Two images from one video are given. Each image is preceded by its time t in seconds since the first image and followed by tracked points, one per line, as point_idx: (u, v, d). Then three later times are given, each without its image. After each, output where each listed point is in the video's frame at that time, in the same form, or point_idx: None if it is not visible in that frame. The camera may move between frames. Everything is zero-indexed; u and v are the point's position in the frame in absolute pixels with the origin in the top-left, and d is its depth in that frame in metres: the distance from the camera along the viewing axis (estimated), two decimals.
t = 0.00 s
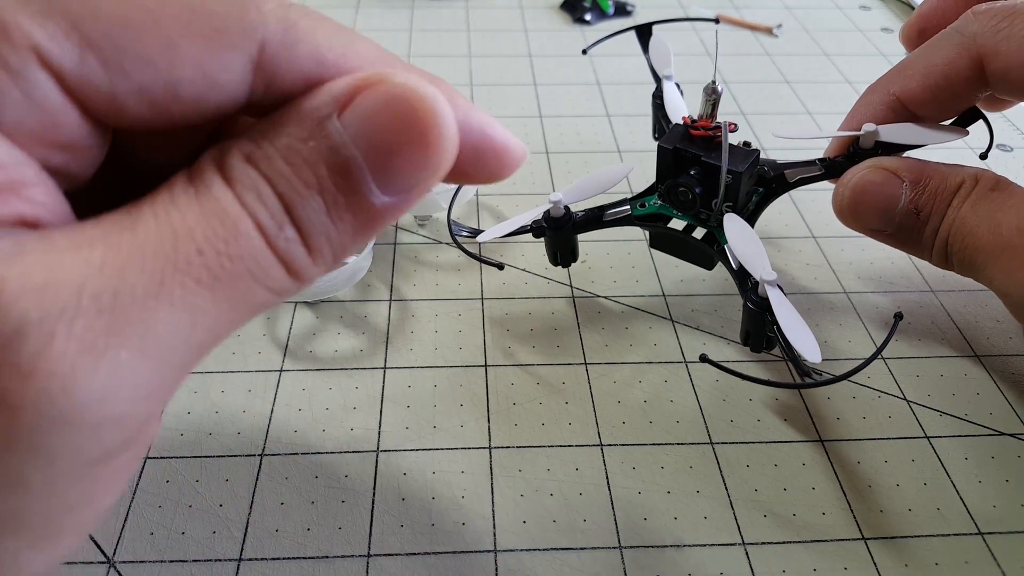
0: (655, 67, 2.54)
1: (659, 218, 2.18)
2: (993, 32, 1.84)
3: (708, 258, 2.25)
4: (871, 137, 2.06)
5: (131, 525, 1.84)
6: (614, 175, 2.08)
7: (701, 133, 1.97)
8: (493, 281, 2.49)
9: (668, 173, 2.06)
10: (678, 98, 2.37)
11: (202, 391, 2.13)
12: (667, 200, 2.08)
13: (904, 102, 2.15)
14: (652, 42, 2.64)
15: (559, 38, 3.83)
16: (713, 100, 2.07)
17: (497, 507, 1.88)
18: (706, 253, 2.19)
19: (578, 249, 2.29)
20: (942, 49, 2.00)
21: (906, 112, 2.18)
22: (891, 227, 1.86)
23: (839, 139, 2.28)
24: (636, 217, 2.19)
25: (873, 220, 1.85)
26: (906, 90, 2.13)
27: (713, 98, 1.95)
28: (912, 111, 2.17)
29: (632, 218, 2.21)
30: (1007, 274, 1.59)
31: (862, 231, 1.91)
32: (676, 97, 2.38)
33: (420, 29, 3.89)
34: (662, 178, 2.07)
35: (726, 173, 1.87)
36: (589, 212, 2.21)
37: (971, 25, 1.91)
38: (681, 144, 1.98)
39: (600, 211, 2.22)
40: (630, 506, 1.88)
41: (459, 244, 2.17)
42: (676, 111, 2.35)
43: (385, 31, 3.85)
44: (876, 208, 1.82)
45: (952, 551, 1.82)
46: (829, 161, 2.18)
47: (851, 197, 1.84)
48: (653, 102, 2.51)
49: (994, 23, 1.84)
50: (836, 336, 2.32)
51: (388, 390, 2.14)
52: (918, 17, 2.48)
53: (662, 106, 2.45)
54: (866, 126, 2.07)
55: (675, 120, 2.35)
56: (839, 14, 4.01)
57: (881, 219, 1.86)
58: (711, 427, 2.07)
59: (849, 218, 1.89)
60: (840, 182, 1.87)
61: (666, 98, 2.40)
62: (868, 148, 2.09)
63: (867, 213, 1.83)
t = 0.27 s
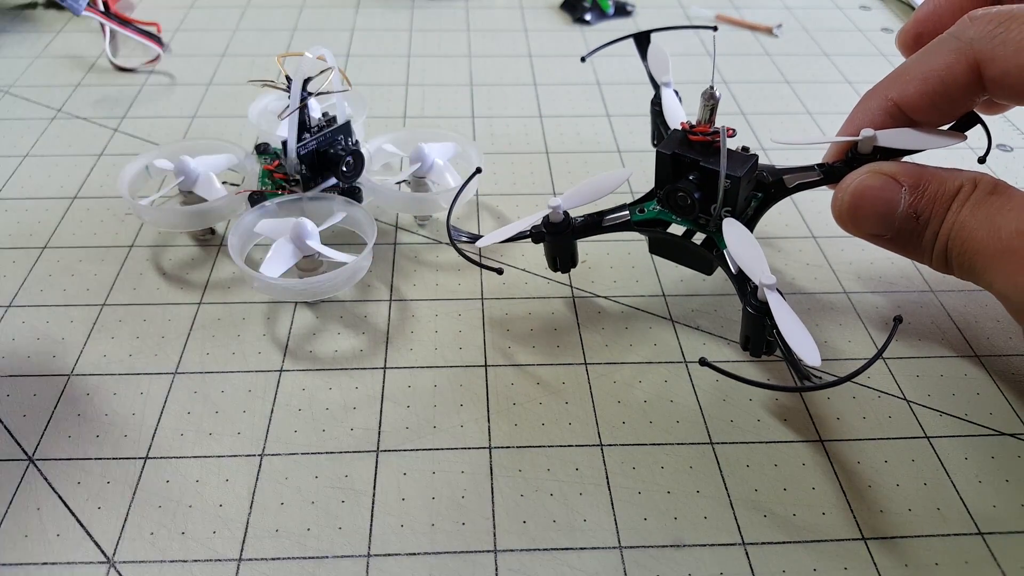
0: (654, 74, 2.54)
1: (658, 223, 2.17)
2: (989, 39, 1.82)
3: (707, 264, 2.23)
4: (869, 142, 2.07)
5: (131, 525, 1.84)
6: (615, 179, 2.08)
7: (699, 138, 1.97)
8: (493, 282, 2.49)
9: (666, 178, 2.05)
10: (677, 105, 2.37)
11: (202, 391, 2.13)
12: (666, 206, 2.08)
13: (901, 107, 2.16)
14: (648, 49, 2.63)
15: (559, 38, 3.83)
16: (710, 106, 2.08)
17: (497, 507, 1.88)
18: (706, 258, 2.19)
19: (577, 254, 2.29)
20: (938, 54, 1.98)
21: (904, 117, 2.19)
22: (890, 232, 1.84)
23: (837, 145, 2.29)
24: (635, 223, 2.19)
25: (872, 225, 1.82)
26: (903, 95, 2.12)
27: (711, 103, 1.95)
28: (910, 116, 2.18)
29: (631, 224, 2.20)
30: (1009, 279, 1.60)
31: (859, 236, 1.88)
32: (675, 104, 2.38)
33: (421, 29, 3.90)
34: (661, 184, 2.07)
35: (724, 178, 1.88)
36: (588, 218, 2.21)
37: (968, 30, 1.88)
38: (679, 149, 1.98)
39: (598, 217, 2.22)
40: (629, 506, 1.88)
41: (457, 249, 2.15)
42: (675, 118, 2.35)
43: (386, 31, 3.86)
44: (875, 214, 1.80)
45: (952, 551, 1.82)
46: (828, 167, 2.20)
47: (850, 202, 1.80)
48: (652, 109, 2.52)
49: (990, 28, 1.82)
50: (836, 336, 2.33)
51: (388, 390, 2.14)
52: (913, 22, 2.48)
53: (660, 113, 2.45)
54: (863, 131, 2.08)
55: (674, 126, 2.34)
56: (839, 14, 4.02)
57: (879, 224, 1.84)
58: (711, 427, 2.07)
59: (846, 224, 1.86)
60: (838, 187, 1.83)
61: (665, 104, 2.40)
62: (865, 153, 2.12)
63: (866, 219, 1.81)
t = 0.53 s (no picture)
0: (661, 71, 2.53)
1: (662, 218, 2.18)
2: (995, 38, 1.83)
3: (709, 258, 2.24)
4: (873, 141, 2.07)
5: (131, 525, 1.84)
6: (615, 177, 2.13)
7: (703, 135, 1.97)
8: (493, 282, 2.49)
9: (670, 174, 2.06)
10: (682, 103, 2.37)
11: (202, 391, 2.13)
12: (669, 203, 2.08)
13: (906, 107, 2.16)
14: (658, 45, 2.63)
15: (559, 37, 3.83)
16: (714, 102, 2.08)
17: (497, 507, 1.88)
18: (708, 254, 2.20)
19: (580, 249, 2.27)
20: (944, 53, 1.99)
21: (908, 117, 2.18)
22: (893, 232, 1.84)
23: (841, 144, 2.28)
24: (639, 217, 2.20)
25: (875, 224, 1.82)
26: (907, 95, 2.13)
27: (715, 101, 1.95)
28: (914, 115, 2.17)
29: (634, 219, 2.20)
30: (1009, 278, 1.60)
31: (863, 235, 1.89)
32: (681, 102, 2.38)
33: (421, 29, 3.90)
34: (665, 180, 2.07)
35: (727, 176, 1.88)
36: (592, 213, 2.21)
37: (974, 30, 1.89)
38: (683, 146, 1.98)
39: (602, 211, 2.22)
40: (629, 506, 1.89)
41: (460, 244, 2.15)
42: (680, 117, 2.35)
43: (386, 30, 3.86)
44: (879, 213, 1.80)
45: (952, 551, 1.82)
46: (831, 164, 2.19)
47: (854, 201, 1.80)
48: (658, 105, 2.51)
49: (997, 28, 1.83)
50: (836, 336, 2.32)
51: (388, 390, 2.14)
52: (920, 22, 2.48)
53: (666, 109, 2.45)
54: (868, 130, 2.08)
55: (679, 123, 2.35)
56: (839, 14, 4.02)
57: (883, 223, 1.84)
58: (711, 427, 2.07)
59: (850, 223, 1.86)
60: (842, 186, 1.84)
61: (672, 103, 2.40)
62: (870, 153, 2.11)
63: (870, 218, 1.81)
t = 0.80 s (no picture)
0: (658, 70, 2.53)
1: (651, 219, 2.20)
2: (985, 39, 1.82)
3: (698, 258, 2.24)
4: (863, 142, 2.06)
5: (131, 525, 1.83)
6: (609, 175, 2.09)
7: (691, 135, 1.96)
8: (493, 282, 2.48)
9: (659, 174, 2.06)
10: (678, 104, 2.38)
11: (202, 391, 2.13)
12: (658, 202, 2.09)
13: (896, 108, 2.15)
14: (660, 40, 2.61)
15: (559, 38, 3.83)
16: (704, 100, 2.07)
17: (497, 507, 1.88)
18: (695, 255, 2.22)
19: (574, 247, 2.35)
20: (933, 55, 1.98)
21: (899, 119, 2.18)
22: (882, 233, 1.84)
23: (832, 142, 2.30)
24: (628, 217, 2.23)
25: (864, 226, 1.82)
26: (898, 95, 2.12)
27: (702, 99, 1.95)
28: (904, 116, 2.16)
29: (625, 219, 2.24)
30: (992, 281, 1.60)
31: (851, 236, 1.89)
32: (677, 103, 2.39)
33: (421, 29, 3.90)
34: (654, 179, 2.07)
35: (711, 176, 1.88)
36: (583, 212, 2.26)
37: (963, 32, 1.88)
38: (672, 145, 1.98)
39: (594, 211, 2.27)
40: (629, 506, 1.88)
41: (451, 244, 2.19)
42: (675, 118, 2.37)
43: (386, 30, 3.86)
44: (866, 215, 1.80)
45: (952, 551, 1.82)
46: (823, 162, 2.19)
47: (842, 203, 1.80)
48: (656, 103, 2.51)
49: (985, 29, 1.82)
50: (836, 337, 2.32)
51: (388, 390, 2.14)
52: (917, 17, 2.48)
53: (663, 110, 2.46)
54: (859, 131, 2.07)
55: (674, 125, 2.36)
56: (839, 14, 4.02)
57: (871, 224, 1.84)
58: (711, 427, 2.07)
59: (839, 225, 1.86)
60: (830, 188, 1.84)
61: (667, 103, 2.41)
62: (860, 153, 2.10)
63: (858, 220, 1.81)
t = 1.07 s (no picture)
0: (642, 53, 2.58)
1: (635, 205, 2.20)
2: (984, 23, 1.82)
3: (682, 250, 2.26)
4: (855, 128, 2.04)
5: (131, 525, 1.83)
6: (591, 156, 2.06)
7: (679, 120, 1.96)
8: (494, 282, 2.48)
9: (645, 159, 2.06)
10: (660, 82, 2.39)
11: (201, 391, 2.13)
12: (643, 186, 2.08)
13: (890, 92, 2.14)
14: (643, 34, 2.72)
15: (559, 38, 3.83)
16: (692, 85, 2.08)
17: (497, 507, 1.88)
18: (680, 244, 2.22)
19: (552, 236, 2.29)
20: (930, 40, 1.99)
21: (889, 104, 2.18)
22: (873, 222, 1.85)
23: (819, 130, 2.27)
24: (611, 203, 2.21)
25: (855, 213, 1.83)
26: (892, 80, 2.11)
27: (691, 85, 1.94)
28: (896, 102, 2.16)
29: (608, 205, 2.22)
30: (984, 271, 1.60)
31: (842, 224, 1.89)
32: (659, 80, 2.40)
33: (421, 29, 3.89)
34: (639, 164, 2.07)
35: (702, 162, 1.89)
36: (566, 198, 2.22)
37: (963, 16, 1.89)
38: (659, 131, 1.98)
39: (575, 198, 2.22)
40: (629, 506, 1.88)
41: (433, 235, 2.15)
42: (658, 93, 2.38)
43: (386, 30, 3.86)
44: (858, 201, 1.80)
45: (952, 551, 1.82)
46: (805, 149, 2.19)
47: (833, 188, 1.81)
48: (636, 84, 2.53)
49: (986, 13, 1.82)
50: (836, 337, 2.32)
51: (388, 390, 2.14)
52: None
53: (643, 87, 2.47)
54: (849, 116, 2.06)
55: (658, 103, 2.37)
56: (839, 13, 4.02)
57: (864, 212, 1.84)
58: (711, 427, 2.07)
59: (832, 211, 1.87)
60: (823, 172, 1.84)
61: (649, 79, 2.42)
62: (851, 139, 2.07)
63: (849, 206, 1.81)
